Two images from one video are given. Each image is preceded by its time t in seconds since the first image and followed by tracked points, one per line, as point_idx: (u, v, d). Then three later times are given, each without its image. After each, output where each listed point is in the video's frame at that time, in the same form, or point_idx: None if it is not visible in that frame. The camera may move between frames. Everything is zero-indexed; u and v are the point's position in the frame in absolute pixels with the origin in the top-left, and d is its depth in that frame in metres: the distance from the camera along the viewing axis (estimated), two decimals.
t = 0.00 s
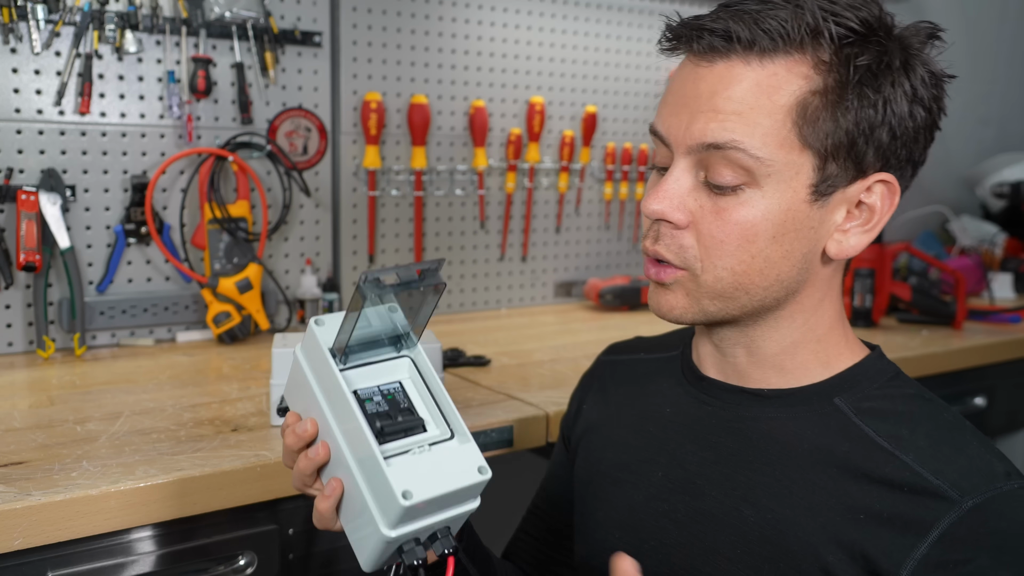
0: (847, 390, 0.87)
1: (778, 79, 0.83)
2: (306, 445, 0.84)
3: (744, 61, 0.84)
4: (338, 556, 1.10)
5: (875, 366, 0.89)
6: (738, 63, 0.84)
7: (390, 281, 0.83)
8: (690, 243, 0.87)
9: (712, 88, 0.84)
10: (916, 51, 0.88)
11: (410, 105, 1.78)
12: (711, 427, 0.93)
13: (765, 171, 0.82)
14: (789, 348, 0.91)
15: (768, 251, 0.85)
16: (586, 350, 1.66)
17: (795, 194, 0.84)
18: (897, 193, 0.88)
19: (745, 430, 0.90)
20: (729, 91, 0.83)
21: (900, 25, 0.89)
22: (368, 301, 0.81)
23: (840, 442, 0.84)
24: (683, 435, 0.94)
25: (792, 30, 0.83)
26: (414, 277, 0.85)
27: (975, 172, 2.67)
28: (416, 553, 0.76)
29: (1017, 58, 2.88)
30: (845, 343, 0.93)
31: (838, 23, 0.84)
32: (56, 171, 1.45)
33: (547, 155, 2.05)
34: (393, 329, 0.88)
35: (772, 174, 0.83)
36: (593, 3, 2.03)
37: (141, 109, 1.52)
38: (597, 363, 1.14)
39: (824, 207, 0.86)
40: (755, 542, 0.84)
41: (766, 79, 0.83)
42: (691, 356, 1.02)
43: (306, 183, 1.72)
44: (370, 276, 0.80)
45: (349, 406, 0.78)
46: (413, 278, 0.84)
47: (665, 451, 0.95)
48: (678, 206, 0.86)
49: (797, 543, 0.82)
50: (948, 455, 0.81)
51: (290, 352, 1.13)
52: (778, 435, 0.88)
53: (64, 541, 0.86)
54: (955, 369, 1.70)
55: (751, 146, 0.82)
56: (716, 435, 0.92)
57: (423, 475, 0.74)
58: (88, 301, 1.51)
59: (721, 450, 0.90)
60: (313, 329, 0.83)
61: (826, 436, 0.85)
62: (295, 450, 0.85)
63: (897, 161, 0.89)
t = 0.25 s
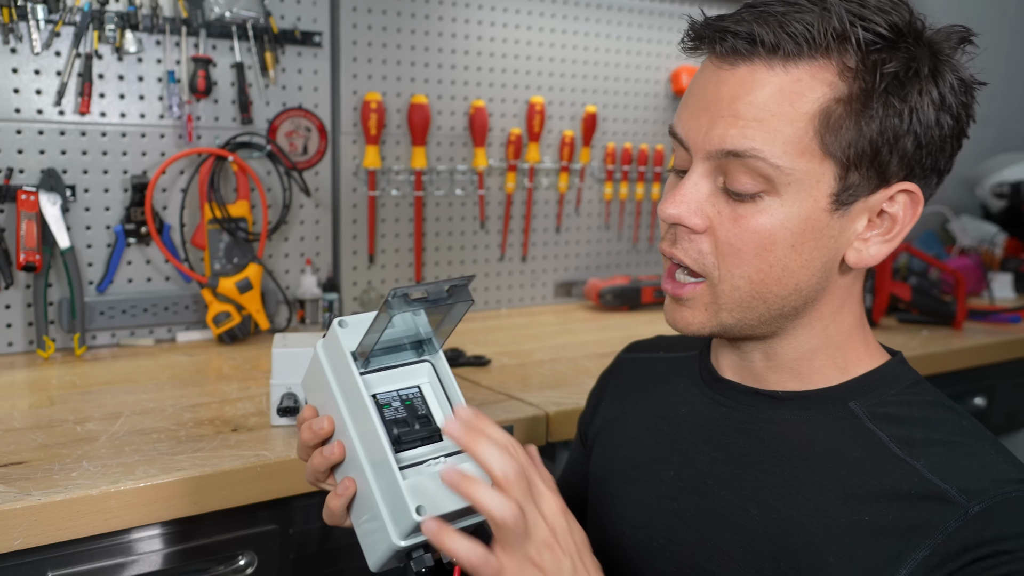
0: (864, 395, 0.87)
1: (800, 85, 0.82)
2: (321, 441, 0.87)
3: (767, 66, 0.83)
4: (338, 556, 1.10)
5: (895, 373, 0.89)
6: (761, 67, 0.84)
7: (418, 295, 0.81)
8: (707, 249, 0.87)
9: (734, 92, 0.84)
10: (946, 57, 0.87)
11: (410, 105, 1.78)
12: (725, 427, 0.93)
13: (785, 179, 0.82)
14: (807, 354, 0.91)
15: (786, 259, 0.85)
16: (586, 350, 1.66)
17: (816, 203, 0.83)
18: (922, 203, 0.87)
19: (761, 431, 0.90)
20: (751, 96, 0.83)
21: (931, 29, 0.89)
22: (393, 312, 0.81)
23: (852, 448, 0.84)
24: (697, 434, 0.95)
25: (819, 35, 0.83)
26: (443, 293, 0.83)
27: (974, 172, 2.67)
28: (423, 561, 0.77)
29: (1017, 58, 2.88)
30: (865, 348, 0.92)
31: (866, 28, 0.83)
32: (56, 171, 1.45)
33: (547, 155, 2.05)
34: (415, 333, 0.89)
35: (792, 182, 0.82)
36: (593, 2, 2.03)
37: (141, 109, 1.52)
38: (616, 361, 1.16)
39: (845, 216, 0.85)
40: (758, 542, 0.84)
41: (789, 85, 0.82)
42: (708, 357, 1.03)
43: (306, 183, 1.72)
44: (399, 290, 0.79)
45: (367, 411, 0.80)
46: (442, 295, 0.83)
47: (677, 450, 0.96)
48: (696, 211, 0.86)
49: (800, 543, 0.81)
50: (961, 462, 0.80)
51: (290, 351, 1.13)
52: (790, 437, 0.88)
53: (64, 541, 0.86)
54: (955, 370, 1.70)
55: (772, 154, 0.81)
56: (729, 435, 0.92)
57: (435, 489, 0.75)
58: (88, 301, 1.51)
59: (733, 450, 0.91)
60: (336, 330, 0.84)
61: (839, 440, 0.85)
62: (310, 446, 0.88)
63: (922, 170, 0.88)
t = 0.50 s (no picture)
0: (870, 398, 0.87)
1: (808, 90, 0.82)
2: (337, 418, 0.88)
3: (775, 70, 0.83)
4: (339, 556, 1.10)
5: (903, 378, 0.88)
6: (768, 71, 0.83)
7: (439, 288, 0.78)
8: (712, 254, 0.87)
9: (742, 96, 0.84)
10: (960, 60, 0.87)
11: (410, 105, 1.78)
12: (730, 426, 0.93)
13: (792, 185, 0.82)
14: (812, 356, 0.91)
15: (792, 264, 0.85)
16: (586, 350, 1.66)
17: (822, 209, 0.83)
18: (930, 209, 0.87)
19: (765, 432, 0.90)
20: (759, 101, 0.82)
21: (945, 30, 0.88)
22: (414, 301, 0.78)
23: (854, 451, 0.84)
24: (702, 434, 0.95)
25: (828, 38, 0.82)
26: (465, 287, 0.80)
27: (974, 173, 2.67)
28: (423, 546, 0.77)
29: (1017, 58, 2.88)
30: (872, 350, 0.92)
31: (876, 32, 0.83)
32: (56, 171, 1.45)
33: (547, 156, 2.05)
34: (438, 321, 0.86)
35: (799, 188, 0.82)
36: (593, 3, 2.03)
37: (141, 109, 1.52)
38: (630, 357, 1.16)
39: (852, 221, 0.85)
40: (755, 541, 0.84)
41: (796, 90, 0.82)
42: (719, 355, 1.03)
43: (306, 183, 1.72)
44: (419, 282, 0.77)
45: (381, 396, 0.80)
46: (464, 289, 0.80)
47: (682, 448, 0.96)
48: (702, 215, 0.86)
49: (797, 543, 0.82)
50: (964, 470, 0.79)
51: (290, 352, 1.13)
52: (793, 438, 0.88)
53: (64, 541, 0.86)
54: (955, 370, 1.70)
55: (778, 159, 0.81)
56: (733, 434, 0.92)
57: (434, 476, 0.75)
58: (88, 301, 1.51)
59: (735, 449, 0.91)
60: (360, 311, 0.83)
61: (841, 442, 0.85)
62: (326, 422, 0.89)
63: (932, 175, 0.87)
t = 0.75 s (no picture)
0: (868, 396, 0.87)
1: (804, 87, 0.82)
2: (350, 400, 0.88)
3: (771, 68, 0.83)
4: (339, 556, 1.10)
5: (901, 376, 0.88)
6: (764, 69, 0.83)
7: (457, 278, 0.78)
8: (711, 252, 0.87)
9: (738, 95, 0.84)
10: (953, 56, 0.87)
11: (410, 105, 1.77)
12: (729, 425, 0.93)
13: (789, 181, 0.82)
14: (810, 354, 0.91)
15: (790, 261, 0.85)
16: (586, 350, 1.66)
17: (820, 205, 0.83)
18: (927, 205, 0.87)
19: (765, 431, 0.90)
20: (755, 98, 0.82)
21: (938, 27, 0.88)
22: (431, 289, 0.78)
23: (852, 448, 0.84)
24: (701, 433, 0.95)
25: (821, 36, 0.82)
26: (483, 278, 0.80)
27: (974, 172, 2.66)
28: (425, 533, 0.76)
29: (1018, 58, 2.88)
30: (871, 347, 0.92)
31: (870, 29, 0.83)
32: (56, 171, 1.45)
33: (547, 155, 2.05)
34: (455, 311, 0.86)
35: (797, 185, 0.82)
36: (593, 3, 2.03)
37: (141, 109, 1.52)
38: (631, 357, 1.16)
39: (850, 217, 0.85)
40: (754, 539, 0.84)
41: (792, 87, 0.82)
42: (719, 354, 1.03)
43: (306, 183, 1.72)
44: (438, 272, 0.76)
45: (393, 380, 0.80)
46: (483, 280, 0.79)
47: (682, 447, 0.96)
48: (700, 214, 0.86)
49: (795, 541, 0.82)
50: (962, 468, 0.79)
51: (289, 351, 1.13)
52: (792, 436, 0.88)
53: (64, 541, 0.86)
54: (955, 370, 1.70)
55: (775, 156, 0.81)
56: (733, 432, 0.92)
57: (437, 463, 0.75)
58: (88, 301, 1.51)
59: (735, 447, 0.91)
60: (378, 296, 0.83)
61: (839, 441, 0.85)
62: (340, 402, 0.89)
63: (928, 171, 0.87)
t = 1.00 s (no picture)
0: (862, 393, 0.87)
1: (790, 89, 0.82)
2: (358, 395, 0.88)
3: (756, 70, 0.83)
4: (339, 556, 1.10)
5: (896, 373, 0.88)
6: (750, 72, 0.83)
7: (464, 274, 0.79)
8: (703, 254, 0.87)
9: (724, 98, 0.84)
10: (937, 54, 0.87)
11: (410, 105, 1.77)
12: (726, 423, 0.93)
13: (777, 182, 0.82)
14: (806, 352, 0.91)
15: (782, 260, 0.85)
16: (586, 350, 1.66)
17: (809, 205, 0.83)
18: (916, 200, 0.87)
19: (762, 428, 0.90)
20: (741, 101, 0.83)
21: (922, 26, 0.88)
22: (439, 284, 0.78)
23: (848, 444, 0.84)
24: (698, 431, 0.95)
25: (805, 37, 0.83)
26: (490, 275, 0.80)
27: (974, 172, 2.66)
28: (429, 527, 0.76)
29: (1017, 59, 2.88)
30: (866, 344, 0.92)
31: (853, 30, 0.83)
32: (56, 171, 1.45)
33: (547, 155, 2.05)
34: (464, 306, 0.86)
35: (785, 185, 0.82)
36: (593, 2, 2.03)
37: (141, 109, 1.52)
38: (629, 358, 1.16)
39: (839, 216, 0.85)
40: (751, 535, 0.84)
41: (778, 89, 0.82)
42: (715, 354, 1.03)
43: (306, 183, 1.72)
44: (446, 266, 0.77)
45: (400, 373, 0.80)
46: (490, 276, 0.79)
47: (679, 446, 0.96)
48: (691, 216, 0.86)
49: (793, 537, 0.82)
50: (958, 463, 0.79)
51: (290, 352, 1.13)
52: (788, 434, 0.88)
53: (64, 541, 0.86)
54: (955, 370, 1.70)
55: (762, 157, 0.81)
56: (729, 430, 0.92)
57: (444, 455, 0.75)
58: (88, 301, 1.51)
59: (731, 445, 0.91)
60: (388, 291, 0.84)
61: (835, 437, 0.85)
62: (348, 396, 0.89)
63: (916, 168, 0.87)
